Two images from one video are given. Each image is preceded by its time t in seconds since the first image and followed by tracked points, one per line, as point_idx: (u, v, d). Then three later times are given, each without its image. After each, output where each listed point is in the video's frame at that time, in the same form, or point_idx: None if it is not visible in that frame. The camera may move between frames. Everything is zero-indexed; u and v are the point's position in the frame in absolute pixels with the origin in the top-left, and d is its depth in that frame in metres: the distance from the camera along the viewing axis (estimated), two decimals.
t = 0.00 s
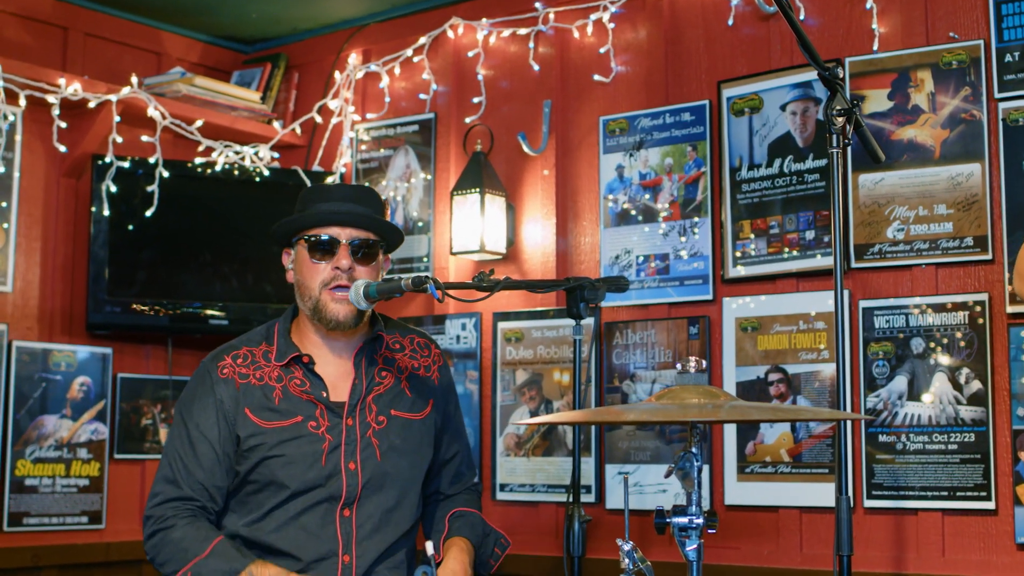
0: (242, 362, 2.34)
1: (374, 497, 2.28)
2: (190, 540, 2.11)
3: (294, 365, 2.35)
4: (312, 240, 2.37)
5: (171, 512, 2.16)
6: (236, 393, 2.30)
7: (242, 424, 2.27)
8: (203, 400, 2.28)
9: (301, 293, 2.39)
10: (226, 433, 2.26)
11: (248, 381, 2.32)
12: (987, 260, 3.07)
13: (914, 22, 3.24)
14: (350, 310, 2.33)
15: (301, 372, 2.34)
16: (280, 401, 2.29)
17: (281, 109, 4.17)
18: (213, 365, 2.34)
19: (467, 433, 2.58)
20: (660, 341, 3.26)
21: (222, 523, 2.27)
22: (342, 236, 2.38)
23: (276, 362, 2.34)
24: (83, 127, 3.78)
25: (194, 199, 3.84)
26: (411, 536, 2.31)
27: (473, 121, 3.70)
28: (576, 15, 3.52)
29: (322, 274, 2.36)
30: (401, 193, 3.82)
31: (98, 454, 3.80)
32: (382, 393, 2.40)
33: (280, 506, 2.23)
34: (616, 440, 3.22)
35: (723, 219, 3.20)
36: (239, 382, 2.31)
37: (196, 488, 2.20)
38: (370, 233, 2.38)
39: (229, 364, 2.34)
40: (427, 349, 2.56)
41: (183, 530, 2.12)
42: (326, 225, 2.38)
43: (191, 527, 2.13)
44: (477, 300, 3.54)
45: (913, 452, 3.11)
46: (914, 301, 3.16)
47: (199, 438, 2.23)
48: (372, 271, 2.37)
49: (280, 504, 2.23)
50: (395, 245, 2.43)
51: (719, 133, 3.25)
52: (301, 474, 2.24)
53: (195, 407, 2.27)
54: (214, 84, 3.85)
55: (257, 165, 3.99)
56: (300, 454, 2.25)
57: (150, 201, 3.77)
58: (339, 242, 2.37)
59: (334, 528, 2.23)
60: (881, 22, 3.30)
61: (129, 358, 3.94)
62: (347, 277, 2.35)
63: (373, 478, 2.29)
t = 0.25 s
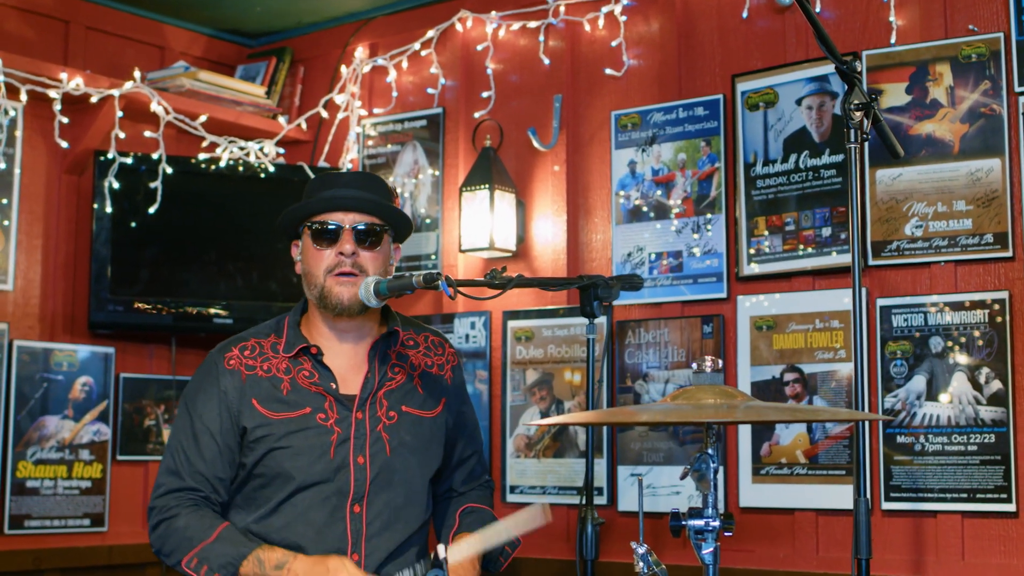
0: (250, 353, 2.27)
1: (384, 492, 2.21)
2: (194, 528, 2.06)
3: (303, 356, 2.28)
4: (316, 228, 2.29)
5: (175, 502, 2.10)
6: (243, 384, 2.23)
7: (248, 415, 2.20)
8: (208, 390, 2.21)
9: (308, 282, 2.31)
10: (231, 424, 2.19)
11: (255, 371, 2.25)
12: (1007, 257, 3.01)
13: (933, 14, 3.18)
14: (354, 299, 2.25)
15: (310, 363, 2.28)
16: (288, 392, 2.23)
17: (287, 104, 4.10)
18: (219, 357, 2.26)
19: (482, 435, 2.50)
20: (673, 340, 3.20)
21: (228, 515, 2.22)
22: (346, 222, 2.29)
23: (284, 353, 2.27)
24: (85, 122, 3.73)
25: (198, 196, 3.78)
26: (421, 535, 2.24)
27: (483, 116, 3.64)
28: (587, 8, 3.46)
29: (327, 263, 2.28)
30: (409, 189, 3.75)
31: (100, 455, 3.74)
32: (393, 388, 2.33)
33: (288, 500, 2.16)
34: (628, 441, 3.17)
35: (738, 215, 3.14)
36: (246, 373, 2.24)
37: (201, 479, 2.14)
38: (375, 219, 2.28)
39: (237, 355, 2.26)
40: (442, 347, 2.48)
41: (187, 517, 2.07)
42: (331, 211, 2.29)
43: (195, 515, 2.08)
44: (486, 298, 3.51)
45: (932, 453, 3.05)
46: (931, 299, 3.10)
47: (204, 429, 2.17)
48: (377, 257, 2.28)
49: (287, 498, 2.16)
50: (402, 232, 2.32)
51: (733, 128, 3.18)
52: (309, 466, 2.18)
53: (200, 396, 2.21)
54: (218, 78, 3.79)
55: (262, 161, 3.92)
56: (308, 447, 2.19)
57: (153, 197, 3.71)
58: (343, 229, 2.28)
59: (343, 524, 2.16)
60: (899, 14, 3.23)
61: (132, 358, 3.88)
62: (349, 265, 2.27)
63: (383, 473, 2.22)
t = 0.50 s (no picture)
0: (254, 360, 2.21)
1: (389, 499, 2.15)
2: (203, 534, 2.00)
3: (307, 362, 2.22)
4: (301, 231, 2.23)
5: (184, 513, 2.04)
6: (248, 391, 2.17)
7: (253, 423, 2.13)
8: (212, 398, 2.14)
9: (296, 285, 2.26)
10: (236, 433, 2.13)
11: (260, 378, 2.18)
12: None
13: (952, 6, 3.12)
14: (339, 301, 2.20)
15: (314, 369, 2.21)
16: (292, 399, 2.16)
17: (292, 99, 4.04)
18: (223, 365, 2.20)
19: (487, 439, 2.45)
20: (687, 339, 3.14)
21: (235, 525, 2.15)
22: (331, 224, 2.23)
23: (288, 359, 2.21)
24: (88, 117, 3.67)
25: (202, 192, 3.72)
26: (430, 542, 2.18)
27: (493, 111, 3.58)
28: None
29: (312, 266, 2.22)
30: (417, 185, 3.69)
31: (103, 456, 3.68)
32: (398, 393, 2.27)
33: (293, 508, 2.10)
34: (642, 443, 3.11)
35: (753, 211, 3.08)
36: (251, 380, 2.18)
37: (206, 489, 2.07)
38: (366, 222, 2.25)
39: (240, 363, 2.20)
40: (446, 351, 2.42)
41: (196, 524, 2.01)
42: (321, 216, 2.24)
43: (204, 521, 2.02)
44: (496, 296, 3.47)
45: (952, 454, 2.99)
46: (950, 297, 3.04)
47: (209, 438, 2.10)
48: (364, 260, 2.21)
49: (291, 506, 2.10)
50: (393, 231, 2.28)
51: (748, 123, 3.13)
52: (314, 473, 2.11)
53: (203, 405, 2.14)
54: (223, 72, 3.73)
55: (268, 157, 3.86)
56: (313, 455, 2.12)
57: (157, 194, 3.65)
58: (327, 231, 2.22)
59: (347, 530, 2.10)
60: (918, 6, 3.17)
61: (135, 358, 3.82)
62: (334, 266, 2.20)
63: (389, 481, 2.16)
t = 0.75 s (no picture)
0: (252, 363, 2.14)
1: (394, 496, 2.08)
2: (217, 554, 1.93)
3: (304, 362, 2.16)
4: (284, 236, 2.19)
5: (196, 525, 1.98)
6: (248, 396, 2.10)
7: (253, 426, 2.07)
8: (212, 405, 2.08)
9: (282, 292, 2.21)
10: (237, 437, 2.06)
11: (260, 383, 2.12)
12: None
13: None
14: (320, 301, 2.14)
15: (312, 368, 2.15)
16: (291, 400, 2.10)
17: (299, 93, 3.98)
18: (223, 371, 2.14)
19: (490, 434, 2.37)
20: (702, 338, 3.08)
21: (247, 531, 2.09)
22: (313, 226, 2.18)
23: (285, 361, 2.14)
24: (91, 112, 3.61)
25: (206, 189, 3.67)
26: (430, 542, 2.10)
27: (503, 105, 3.52)
28: None
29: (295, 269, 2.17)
30: (425, 181, 3.64)
31: (106, 458, 3.63)
32: (397, 389, 2.19)
33: (298, 508, 2.03)
34: (655, 444, 3.06)
35: (769, 207, 3.02)
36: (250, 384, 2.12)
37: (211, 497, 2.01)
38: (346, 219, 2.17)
39: (239, 367, 2.14)
40: (446, 343, 2.34)
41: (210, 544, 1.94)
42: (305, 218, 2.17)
43: (217, 540, 1.94)
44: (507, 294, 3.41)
45: (973, 456, 2.93)
46: (968, 295, 2.98)
47: (211, 444, 2.04)
48: (345, 259, 2.16)
49: (296, 507, 2.03)
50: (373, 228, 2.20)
51: (764, 118, 3.07)
52: (317, 472, 2.05)
53: (203, 412, 2.08)
54: (229, 66, 3.67)
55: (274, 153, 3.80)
56: (315, 455, 2.06)
57: (161, 190, 3.60)
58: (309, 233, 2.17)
59: (353, 529, 2.03)
60: None
61: (139, 357, 3.76)
62: (315, 267, 2.15)
63: (392, 477, 2.09)
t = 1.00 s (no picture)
0: (256, 362, 2.09)
1: (403, 497, 2.02)
2: (212, 549, 1.88)
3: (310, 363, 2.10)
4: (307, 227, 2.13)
5: (192, 523, 1.93)
6: (252, 395, 2.05)
7: (258, 425, 2.02)
8: (214, 404, 2.03)
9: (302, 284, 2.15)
10: (241, 436, 2.01)
11: (264, 381, 2.06)
12: None
13: None
14: (350, 299, 2.10)
15: (318, 369, 2.09)
16: (297, 400, 2.04)
17: (304, 88, 3.93)
18: (226, 369, 2.08)
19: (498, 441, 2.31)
20: (716, 337, 3.03)
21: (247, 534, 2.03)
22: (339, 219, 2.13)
23: (291, 361, 2.09)
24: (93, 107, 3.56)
25: (210, 185, 3.61)
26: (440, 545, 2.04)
27: (513, 100, 3.47)
28: None
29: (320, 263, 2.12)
30: (433, 177, 3.58)
31: (109, 459, 3.57)
32: (405, 391, 2.14)
33: (305, 508, 1.98)
34: (668, 445, 3.01)
35: (784, 204, 2.96)
36: (254, 383, 2.06)
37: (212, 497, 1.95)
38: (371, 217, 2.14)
39: (243, 366, 2.08)
40: (452, 347, 2.28)
41: (206, 539, 1.89)
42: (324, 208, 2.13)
43: (212, 535, 1.89)
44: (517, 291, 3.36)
45: (993, 457, 2.87)
46: (987, 293, 2.92)
47: (214, 444, 1.99)
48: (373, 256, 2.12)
49: (304, 507, 1.98)
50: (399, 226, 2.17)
51: (780, 112, 3.01)
52: (325, 472, 1.99)
53: (206, 412, 2.02)
54: (234, 60, 3.61)
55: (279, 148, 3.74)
56: (321, 455, 2.00)
57: (165, 187, 3.54)
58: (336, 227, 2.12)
59: (362, 530, 1.97)
60: None
61: (142, 357, 3.71)
62: (345, 262, 2.11)
63: (401, 478, 2.03)
